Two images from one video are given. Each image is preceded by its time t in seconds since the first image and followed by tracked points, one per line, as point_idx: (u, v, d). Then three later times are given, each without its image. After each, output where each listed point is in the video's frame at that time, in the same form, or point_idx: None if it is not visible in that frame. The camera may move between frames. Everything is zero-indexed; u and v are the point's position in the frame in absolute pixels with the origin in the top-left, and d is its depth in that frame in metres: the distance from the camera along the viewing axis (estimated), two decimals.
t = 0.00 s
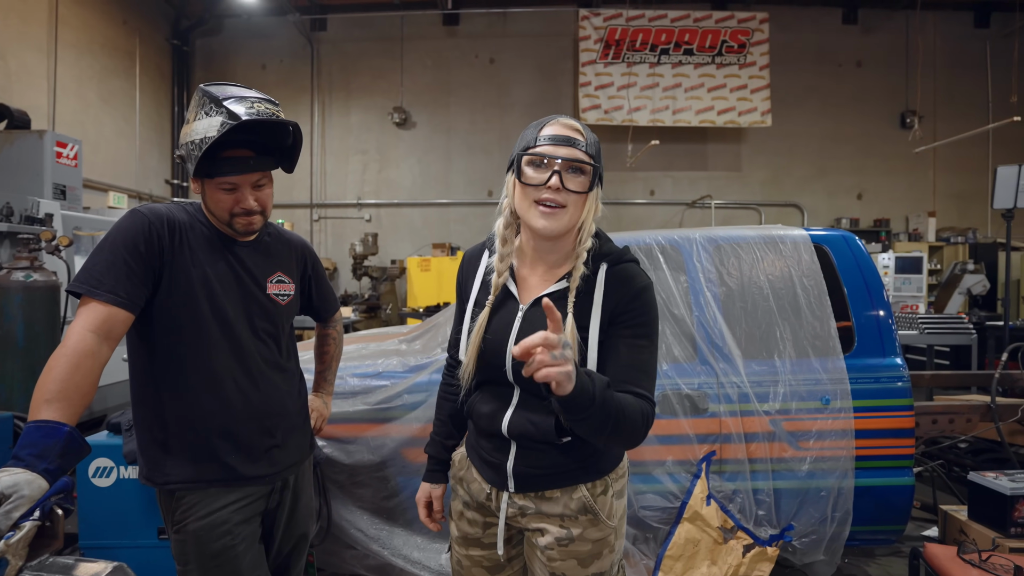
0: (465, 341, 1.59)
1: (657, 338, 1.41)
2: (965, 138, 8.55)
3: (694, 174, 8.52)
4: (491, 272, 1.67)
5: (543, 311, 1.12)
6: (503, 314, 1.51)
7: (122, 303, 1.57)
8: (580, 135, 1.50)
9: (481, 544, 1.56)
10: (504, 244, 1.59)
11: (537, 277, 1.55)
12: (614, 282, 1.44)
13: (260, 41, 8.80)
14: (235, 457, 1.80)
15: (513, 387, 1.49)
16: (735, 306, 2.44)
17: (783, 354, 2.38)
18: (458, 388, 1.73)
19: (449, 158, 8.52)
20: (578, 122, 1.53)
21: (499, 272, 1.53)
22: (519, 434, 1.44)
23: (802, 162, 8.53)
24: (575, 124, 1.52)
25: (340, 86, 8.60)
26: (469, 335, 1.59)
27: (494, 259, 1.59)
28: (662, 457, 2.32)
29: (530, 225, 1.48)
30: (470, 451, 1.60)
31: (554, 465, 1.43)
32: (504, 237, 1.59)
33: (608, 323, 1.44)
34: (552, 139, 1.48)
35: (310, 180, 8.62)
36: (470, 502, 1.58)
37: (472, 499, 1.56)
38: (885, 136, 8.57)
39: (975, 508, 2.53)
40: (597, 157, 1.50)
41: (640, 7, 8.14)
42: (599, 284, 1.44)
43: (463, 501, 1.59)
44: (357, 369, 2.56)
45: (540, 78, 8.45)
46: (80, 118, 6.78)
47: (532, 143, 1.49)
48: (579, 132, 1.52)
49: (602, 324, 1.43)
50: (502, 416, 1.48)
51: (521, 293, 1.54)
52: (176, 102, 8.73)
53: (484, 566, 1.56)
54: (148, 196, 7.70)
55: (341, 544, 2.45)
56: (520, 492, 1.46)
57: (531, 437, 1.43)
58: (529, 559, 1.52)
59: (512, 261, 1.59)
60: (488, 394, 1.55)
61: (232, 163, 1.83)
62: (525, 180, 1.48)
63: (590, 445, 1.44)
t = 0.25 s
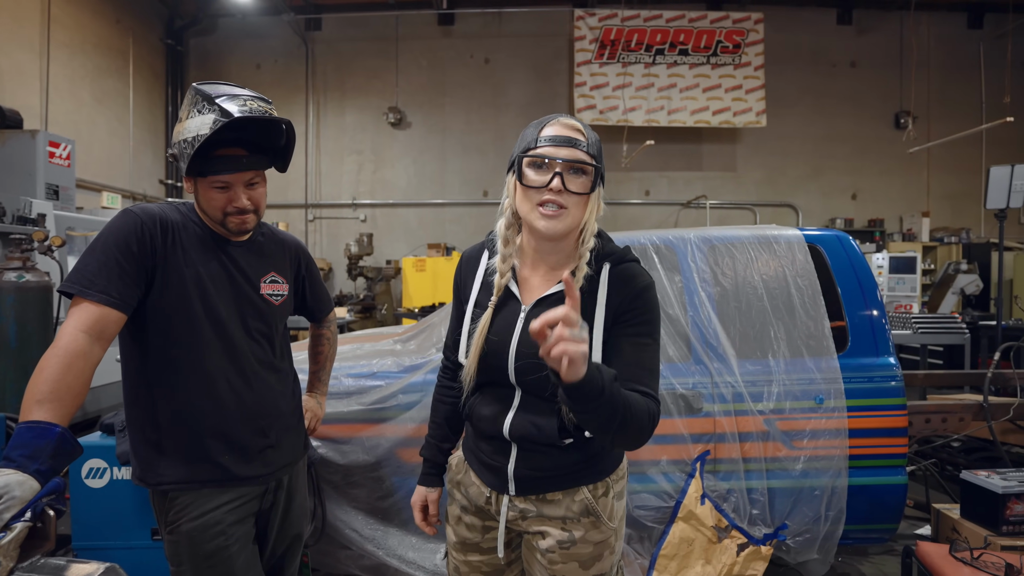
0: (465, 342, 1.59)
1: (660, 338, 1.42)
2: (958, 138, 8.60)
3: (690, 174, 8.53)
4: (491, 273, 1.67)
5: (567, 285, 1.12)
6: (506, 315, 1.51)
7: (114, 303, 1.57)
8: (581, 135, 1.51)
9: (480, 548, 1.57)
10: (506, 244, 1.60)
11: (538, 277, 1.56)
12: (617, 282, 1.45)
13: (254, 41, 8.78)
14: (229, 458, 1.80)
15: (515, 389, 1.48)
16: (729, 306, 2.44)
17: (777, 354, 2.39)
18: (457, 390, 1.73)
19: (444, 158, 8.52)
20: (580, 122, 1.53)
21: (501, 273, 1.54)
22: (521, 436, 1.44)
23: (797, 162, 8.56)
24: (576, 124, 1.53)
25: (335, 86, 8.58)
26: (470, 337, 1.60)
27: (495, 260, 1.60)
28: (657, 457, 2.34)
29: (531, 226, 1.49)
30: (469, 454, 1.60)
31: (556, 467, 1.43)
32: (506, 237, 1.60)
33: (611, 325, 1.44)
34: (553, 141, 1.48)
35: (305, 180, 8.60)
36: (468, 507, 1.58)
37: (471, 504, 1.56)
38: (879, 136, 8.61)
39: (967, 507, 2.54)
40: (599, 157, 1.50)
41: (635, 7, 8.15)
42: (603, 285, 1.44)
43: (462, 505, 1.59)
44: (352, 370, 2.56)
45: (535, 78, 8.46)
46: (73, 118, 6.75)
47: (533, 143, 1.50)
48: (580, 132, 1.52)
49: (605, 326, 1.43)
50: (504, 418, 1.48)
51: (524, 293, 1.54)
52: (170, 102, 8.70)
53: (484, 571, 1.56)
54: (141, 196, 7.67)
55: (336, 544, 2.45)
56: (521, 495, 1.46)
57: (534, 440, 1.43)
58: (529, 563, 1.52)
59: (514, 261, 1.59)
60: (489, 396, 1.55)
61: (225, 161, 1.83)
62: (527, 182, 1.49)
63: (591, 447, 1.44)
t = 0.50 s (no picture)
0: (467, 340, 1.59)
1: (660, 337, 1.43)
2: (957, 138, 8.60)
3: (688, 174, 8.53)
4: (493, 272, 1.68)
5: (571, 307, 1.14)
6: (507, 311, 1.52)
7: (113, 303, 1.57)
8: (582, 133, 1.52)
9: (480, 550, 1.57)
10: (508, 242, 1.61)
11: (540, 276, 1.56)
12: (619, 280, 1.45)
13: (253, 40, 8.77)
14: (227, 459, 1.79)
15: (516, 387, 1.49)
16: (728, 305, 2.44)
17: (776, 354, 2.39)
18: (460, 390, 1.73)
19: (443, 158, 8.51)
20: (580, 122, 1.55)
21: (502, 271, 1.54)
22: (522, 435, 1.44)
23: (796, 162, 8.57)
24: (577, 124, 1.54)
25: (333, 86, 8.58)
26: (471, 335, 1.60)
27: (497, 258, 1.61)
28: (656, 456, 2.34)
29: (532, 223, 1.49)
30: (468, 454, 1.61)
31: (556, 467, 1.43)
32: (508, 236, 1.61)
33: (612, 324, 1.44)
34: (554, 138, 1.49)
35: (304, 180, 8.59)
36: (468, 508, 1.58)
37: (470, 505, 1.56)
38: (878, 136, 8.62)
39: (966, 506, 2.55)
40: (599, 155, 1.51)
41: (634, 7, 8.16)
42: (603, 282, 1.44)
43: (461, 507, 1.59)
44: (351, 370, 2.56)
45: (534, 78, 8.46)
46: (71, 118, 6.74)
47: (534, 142, 1.51)
48: (581, 132, 1.54)
49: (606, 324, 1.43)
50: (504, 416, 1.48)
51: (525, 291, 1.55)
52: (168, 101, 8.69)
53: (484, 573, 1.56)
54: (139, 196, 7.67)
55: (334, 545, 2.44)
56: (520, 495, 1.46)
57: (535, 438, 1.43)
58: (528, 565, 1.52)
59: (515, 260, 1.60)
60: (490, 395, 1.55)
61: (223, 160, 1.83)
62: (528, 178, 1.50)
63: (590, 448, 1.44)
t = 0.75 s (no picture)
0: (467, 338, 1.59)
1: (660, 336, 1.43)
2: (957, 138, 8.61)
3: (688, 175, 8.54)
4: (494, 270, 1.68)
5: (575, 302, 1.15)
6: (506, 309, 1.52)
7: (113, 304, 1.56)
8: (582, 134, 1.53)
9: (479, 551, 1.56)
10: (509, 242, 1.62)
11: (540, 275, 1.56)
12: (618, 279, 1.46)
13: (253, 41, 8.77)
14: (228, 460, 1.79)
15: (515, 385, 1.49)
16: (728, 306, 2.44)
17: (776, 354, 2.39)
18: (460, 390, 1.73)
19: (443, 158, 8.52)
20: (581, 124, 1.56)
21: (503, 270, 1.55)
22: (521, 433, 1.44)
23: (795, 163, 8.57)
24: (577, 126, 1.55)
25: (333, 86, 8.58)
26: (472, 333, 1.60)
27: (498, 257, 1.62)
28: (656, 457, 2.34)
29: (533, 221, 1.50)
30: (467, 455, 1.61)
31: (555, 465, 1.43)
32: (509, 235, 1.63)
33: (611, 323, 1.44)
34: (554, 139, 1.50)
35: (304, 180, 8.60)
36: (467, 508, 1.57)
37: (470, 505, 1.56)
38: (877, 137, 8.63)
39: (967, 506, 2.54)
40: (599, 156, 1.52)
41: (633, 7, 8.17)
42: (602, 280, 1.44)
43: (460, 507, 1.59)
44: (351, 371, 2.55)
45: (533, 78, 8.46)
46: (71, 118, 6.74)
47: (535, 142, 1.52)
48: (581, 133, 1.55)
49: (606, 323, 1.43)
50: (504, 415, 1.48)
51: (525, 289, 1.55)
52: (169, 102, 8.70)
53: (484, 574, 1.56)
54: (139, 196, 7.67)
55: (334, 546, 2.44)
56: (519, 494, 1.46)
57: (534, 437, 1.43)
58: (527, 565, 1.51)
59: (516, 259, 1.61)
60: (489, 394, 1.55)
61: (223, 161, 1.83)
62: (528, 177, 1.51)
63: (589, 446, 1.44)
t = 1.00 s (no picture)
0: (460, 335, 1.60)
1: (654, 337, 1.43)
2: (957, 137, 8.60)
3: (689, 174, 8.54)
4: (488, 269, 1.68)
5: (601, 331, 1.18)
6: (500, 307, 1.52)
7: (109, 305, 1.55)
8: (575, 138, 1.54)
9: (474, 551, 1.55)
10: (503, 242, 1.63)
11: (533, 275, 1.57)
12: (610, 280, 1.47)
13: (250, 39, 8.74)
14: (226, 461, 1.78)
15: (508, 381, 1.49)
16: (729, 305, 2.43)
17: (778, 354, 2.38)
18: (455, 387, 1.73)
19: (442, 158, 8.50)
20: (575, 127, 1.58)
21: (497, 269, 1.56)
22: (513, 430, 1.43)
23: (795, 162, 8.57)
24: (572, 129, 1.56)
25: (332, 85, 8.57)
26: (466, 331, 1.60)
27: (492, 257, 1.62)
28: (657, 457, 2.33)
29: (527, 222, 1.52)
30: (462, 453, 1.60)
31: (547, 461, 1.42)
32: (504, 236, 1.63)
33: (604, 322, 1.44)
34: (548, 142, 1.52)
35: (303, 180, 8.57)
36: (461, 507, 1.56)
37: (464, 504, 1.55)
38: (877, 135, 8.64)
39: (969, 507, 2.54)
40: (592, 159, 1.53)
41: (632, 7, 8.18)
42: (595, 280, 1.46)
43: (455, 507, 1.58)
44: (349, 372, 2.53)
45: (533, 77, 8.45)
46: (67, 118, 6.71)
47: (530, 145, 1.54)
48: (575, 136, 1.57)
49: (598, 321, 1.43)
50: (496, 411, 1.48)
51: (519, 288, 1.56)
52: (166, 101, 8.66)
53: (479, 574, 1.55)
54: (135, 196, 7.63)
55: (333, 548, 2.43)
56: (512, 491, 1.46)
57: (526, 433, 1.42)
58: (521, 563, 1.50)
59: (510, 259, 1.61)
60: (482, 392, 1.55)
61: (221, 162, 1.82)
62: (522, 179, 1.53)
63: (583, 443, 1.42)
